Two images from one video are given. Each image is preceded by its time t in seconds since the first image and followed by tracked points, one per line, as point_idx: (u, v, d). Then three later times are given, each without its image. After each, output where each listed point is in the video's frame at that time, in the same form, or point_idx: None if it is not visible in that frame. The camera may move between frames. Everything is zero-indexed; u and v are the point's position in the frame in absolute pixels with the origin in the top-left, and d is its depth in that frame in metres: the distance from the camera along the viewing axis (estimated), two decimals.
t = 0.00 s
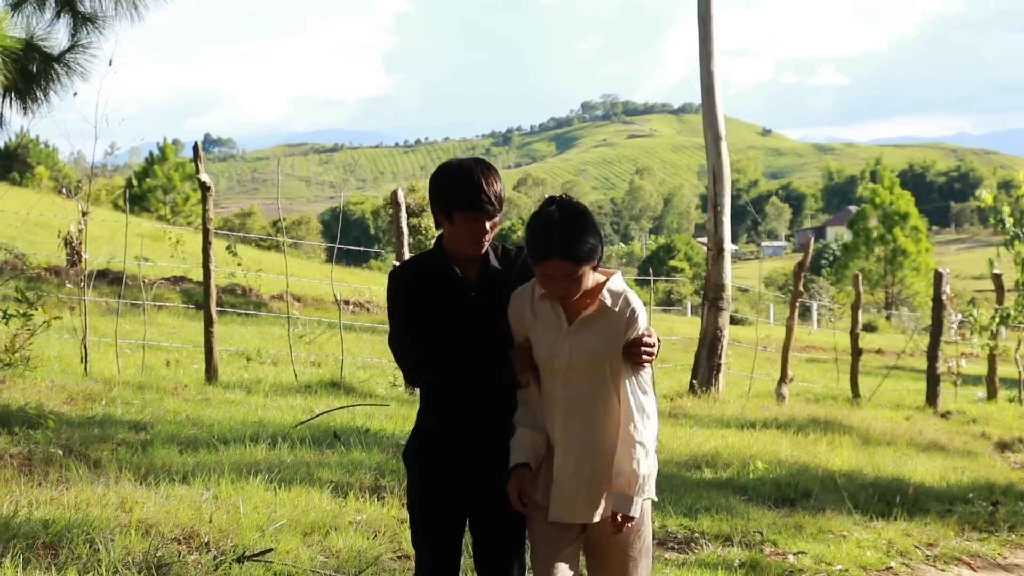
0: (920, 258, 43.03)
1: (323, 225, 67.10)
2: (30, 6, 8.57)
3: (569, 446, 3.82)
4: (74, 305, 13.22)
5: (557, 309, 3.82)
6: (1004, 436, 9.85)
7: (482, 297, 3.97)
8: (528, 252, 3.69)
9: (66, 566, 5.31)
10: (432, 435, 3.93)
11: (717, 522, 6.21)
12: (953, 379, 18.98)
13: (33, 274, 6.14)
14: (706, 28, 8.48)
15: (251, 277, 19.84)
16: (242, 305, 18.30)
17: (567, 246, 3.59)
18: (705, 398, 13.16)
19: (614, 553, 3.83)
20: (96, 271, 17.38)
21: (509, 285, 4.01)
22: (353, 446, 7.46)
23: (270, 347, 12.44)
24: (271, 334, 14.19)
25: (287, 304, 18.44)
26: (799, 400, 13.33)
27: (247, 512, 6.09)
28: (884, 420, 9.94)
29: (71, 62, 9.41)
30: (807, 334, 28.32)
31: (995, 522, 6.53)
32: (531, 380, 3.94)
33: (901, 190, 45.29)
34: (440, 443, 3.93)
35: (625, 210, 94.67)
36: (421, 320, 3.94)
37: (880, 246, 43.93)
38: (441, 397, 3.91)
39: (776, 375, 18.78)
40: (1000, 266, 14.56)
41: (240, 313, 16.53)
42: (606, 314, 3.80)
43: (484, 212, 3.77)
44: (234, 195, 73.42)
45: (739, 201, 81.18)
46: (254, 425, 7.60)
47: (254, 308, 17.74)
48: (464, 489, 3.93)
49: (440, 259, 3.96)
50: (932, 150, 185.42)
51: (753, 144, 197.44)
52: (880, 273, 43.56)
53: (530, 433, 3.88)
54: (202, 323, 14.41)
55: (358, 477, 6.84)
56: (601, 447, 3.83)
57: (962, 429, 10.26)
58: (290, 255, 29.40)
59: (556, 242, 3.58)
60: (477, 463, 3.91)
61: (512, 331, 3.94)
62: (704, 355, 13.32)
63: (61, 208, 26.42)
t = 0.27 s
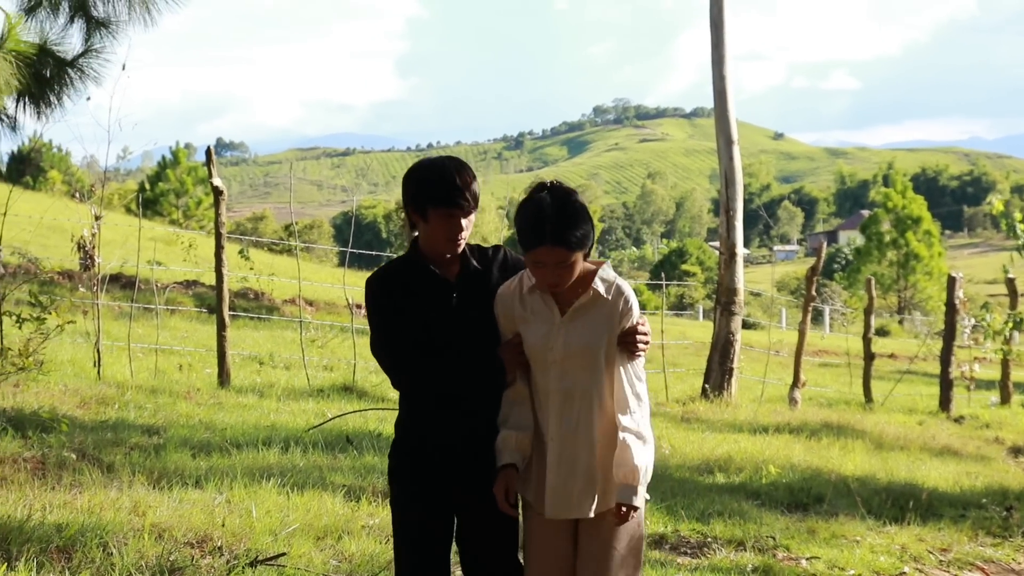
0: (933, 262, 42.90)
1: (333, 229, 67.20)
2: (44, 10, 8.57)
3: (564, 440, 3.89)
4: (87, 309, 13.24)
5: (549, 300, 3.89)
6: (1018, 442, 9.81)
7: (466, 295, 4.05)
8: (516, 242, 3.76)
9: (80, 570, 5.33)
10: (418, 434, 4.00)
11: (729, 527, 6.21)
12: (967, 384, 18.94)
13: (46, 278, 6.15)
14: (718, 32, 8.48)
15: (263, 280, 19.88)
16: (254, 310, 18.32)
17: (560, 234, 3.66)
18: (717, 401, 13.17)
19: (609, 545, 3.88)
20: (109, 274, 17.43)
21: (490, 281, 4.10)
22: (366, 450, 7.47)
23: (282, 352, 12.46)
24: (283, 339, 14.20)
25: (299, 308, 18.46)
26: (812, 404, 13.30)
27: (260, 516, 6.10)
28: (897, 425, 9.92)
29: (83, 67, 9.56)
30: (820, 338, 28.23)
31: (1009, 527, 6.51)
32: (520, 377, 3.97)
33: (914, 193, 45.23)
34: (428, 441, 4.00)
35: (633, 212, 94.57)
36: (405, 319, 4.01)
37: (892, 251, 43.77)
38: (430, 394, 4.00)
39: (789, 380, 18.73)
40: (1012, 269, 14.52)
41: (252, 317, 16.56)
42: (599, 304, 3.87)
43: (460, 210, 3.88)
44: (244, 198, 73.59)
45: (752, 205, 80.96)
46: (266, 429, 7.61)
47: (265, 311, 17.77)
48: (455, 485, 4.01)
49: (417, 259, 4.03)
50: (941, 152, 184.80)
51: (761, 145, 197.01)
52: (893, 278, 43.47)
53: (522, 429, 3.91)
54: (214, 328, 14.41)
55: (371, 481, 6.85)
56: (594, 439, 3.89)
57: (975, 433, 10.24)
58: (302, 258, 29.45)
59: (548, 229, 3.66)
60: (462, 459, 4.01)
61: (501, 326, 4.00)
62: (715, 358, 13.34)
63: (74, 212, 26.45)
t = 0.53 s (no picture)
0: (961, 255, 42.63)
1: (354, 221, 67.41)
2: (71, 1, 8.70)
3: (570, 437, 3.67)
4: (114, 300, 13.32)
5: (554, 291, 3.69)
6: None
7: (471, 288, 3.78)
8: (524, 230, 3.59)
9: (108, 559, 5.37)
10: (417, 436, 3.73)
11: (755, 519, 6.20)
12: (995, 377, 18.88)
13: (74, 269, 6.14)
14: (746, 23, 8.47)
15: (288, 272, 19.98)
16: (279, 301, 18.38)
17: (569, 221, 3.48)
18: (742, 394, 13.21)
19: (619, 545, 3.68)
20: (136, 265, 17.51)
21: (494, 275, 3.85)
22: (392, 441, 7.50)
23: (308, 342, 12.51)
24: (309, 329, 14.25)
25: (325, 299, 18.55)
26: (837, 396, 13.27)
27: (286, 506, 6.12)
28: (923, 417, 9.89)
29: (111, 58, 9.66)
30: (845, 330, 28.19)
31: None
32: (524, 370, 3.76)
33: (940, 186, 45.06)
34: (427, 443, 3.72)
35: (651, 206, 94.51)
36: (407, 312, 3.73)
37: (919, 243, 43.71)
38: (431, 392, 3.72)
39: (814, 372, 18.70)
40: None
41: (278, 308, 16.64)
42: (607, 296, 3.65)
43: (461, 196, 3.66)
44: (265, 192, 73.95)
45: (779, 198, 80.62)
46: (293, 419, 7.64)
47: (291, 303, 17.86)
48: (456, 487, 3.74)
49: (416, 247, 3.76)
50: (958, 147, 183.98)
51: (778, 140, 196.29)
52: (919, 270, 43.31)
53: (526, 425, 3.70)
54: (241, 319, 14.48)
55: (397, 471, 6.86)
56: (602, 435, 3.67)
57: (1002, 427, 10.21)
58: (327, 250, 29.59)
59: (557, 216, 3.48)
60: (469, 460, 3.73)
61: (505, 317, 3.79)
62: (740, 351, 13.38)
63: (101, 203, 26.59)
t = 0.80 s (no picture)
0: (982, 257, 42.46)
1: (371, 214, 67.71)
2: None
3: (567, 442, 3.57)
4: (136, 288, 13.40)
5: (558, 292, 3.57)
6: None
7: (475, 286, 3.68)
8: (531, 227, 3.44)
9: (125, 545, 5.40)
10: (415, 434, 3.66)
11: (771, 517, 6.20)
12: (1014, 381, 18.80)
13: (95, 256, 6.16)
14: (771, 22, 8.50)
15: (308, 263, 20.11)
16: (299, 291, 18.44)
17: (574, 217, 3.33)
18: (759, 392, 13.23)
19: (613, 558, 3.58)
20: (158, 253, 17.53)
21: (501, 270, 3.73)
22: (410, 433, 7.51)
23: (327, 333, 12.56)
24: (328, 320, 14.30)
25: (345, 290, 18.64)
26: (855, 397, 13.23)
27: (303, 496, 6.14)
28: (942, 420, 9.86)
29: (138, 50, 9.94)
30: (865, 331, 28.11)
31: None
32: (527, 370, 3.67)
33: (964, 188, 44.90)
34: (424, 441, 3.66)
35: (665, 203, 94.42)
36: (409, 309, 3.66)
37: (942, 245, 43.53)
38: (428, 391, 3.64)
39: (831, 372, 18.70)
40: None
41: (297, 299, 16.72)
42: (613, 299, 3.52)
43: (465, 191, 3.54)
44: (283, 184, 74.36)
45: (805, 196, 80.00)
46: (311, 410, 7.66)
47: (310, 294, 17.95)
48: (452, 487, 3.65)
49: (423, 243, 3.68)
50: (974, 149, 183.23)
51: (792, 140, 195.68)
52: (941, 272, 43.17)
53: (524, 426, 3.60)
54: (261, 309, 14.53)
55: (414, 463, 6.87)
56: (601, 443, 3.56)
57: (1021, 430, 10.18)
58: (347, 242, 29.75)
59: (562, 211, 3.33)
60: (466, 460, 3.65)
61: (508, 316, 3.68)
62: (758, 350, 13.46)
63: (123, 190, 26.71)
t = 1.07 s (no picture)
0: (1000, 257, 42.32)
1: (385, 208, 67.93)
2: None
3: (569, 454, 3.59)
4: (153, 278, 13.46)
5: (559, 302, 3.58)
6: None
7: (475, 291, 3.74)
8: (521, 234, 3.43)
9: (140, 535, 5.41)
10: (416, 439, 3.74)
11: (786, 515, 6.19)
12: None
13: (113, 246, 6.16)
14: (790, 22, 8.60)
15: (326, 256, 20.25)
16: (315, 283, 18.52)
17: (562, 228, 3.29)
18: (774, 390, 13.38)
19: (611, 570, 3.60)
20: (175, 244, 17.52)
21: (503, 275, 3.80)
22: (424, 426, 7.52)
23: (343, 326, 12.61)
24: (343, 313, 14.35)
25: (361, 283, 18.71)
26: (871, 396, 13.22)
27: (318, 488, 6.15)
28: (958, 419, 9.85)
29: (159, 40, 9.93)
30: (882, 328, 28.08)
31: None
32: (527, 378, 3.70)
33: (983, 186, 44.77)
34: (425, 445, 3.74)
35: (676, 199, 94.44)
36: (411, 315, 3.69)
37: (959, 244, 43.31)
38: (429, 397, 3.70)
39: (847, 370, 18.72)
40: None
41: (313, 291, 16.78)
42: (613, 312, 3.52)
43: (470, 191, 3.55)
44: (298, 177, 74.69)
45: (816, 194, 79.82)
46: (326, 403, 7.68)
47: (326, 286, 18.02)
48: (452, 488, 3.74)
49: (427, 240, 3.71)
50: (987, 148, 182.38)
51: (815, 137, 194.88)
52: (958, 271, 43.07)
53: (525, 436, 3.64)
54: (277, 301, 14.59)
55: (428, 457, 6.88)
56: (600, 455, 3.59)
57: None
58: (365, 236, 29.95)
59: (551, 224, 3.30)
60: (465, 463, 3.74)
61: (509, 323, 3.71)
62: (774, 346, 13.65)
63: (141, 181, 26.83)
